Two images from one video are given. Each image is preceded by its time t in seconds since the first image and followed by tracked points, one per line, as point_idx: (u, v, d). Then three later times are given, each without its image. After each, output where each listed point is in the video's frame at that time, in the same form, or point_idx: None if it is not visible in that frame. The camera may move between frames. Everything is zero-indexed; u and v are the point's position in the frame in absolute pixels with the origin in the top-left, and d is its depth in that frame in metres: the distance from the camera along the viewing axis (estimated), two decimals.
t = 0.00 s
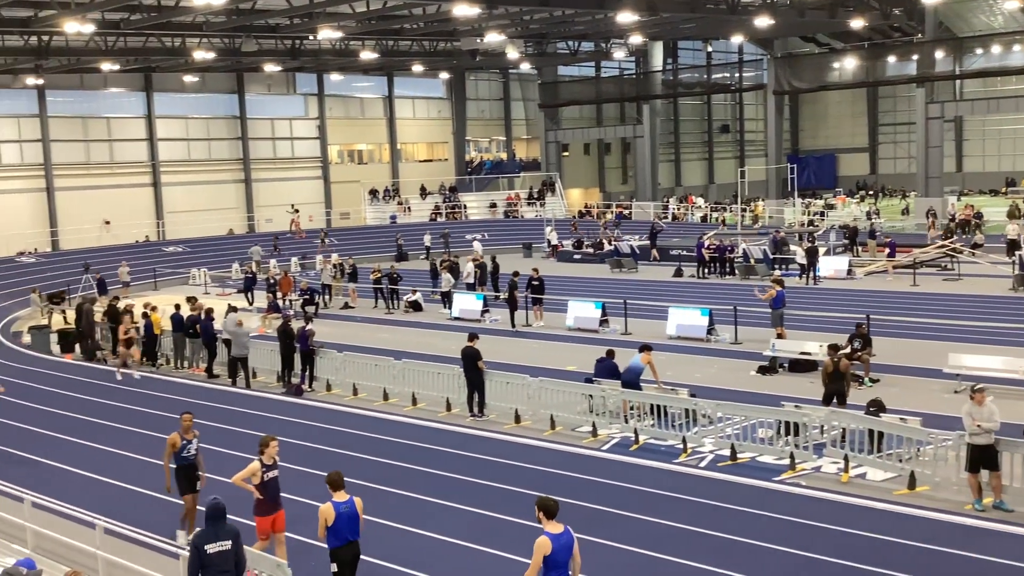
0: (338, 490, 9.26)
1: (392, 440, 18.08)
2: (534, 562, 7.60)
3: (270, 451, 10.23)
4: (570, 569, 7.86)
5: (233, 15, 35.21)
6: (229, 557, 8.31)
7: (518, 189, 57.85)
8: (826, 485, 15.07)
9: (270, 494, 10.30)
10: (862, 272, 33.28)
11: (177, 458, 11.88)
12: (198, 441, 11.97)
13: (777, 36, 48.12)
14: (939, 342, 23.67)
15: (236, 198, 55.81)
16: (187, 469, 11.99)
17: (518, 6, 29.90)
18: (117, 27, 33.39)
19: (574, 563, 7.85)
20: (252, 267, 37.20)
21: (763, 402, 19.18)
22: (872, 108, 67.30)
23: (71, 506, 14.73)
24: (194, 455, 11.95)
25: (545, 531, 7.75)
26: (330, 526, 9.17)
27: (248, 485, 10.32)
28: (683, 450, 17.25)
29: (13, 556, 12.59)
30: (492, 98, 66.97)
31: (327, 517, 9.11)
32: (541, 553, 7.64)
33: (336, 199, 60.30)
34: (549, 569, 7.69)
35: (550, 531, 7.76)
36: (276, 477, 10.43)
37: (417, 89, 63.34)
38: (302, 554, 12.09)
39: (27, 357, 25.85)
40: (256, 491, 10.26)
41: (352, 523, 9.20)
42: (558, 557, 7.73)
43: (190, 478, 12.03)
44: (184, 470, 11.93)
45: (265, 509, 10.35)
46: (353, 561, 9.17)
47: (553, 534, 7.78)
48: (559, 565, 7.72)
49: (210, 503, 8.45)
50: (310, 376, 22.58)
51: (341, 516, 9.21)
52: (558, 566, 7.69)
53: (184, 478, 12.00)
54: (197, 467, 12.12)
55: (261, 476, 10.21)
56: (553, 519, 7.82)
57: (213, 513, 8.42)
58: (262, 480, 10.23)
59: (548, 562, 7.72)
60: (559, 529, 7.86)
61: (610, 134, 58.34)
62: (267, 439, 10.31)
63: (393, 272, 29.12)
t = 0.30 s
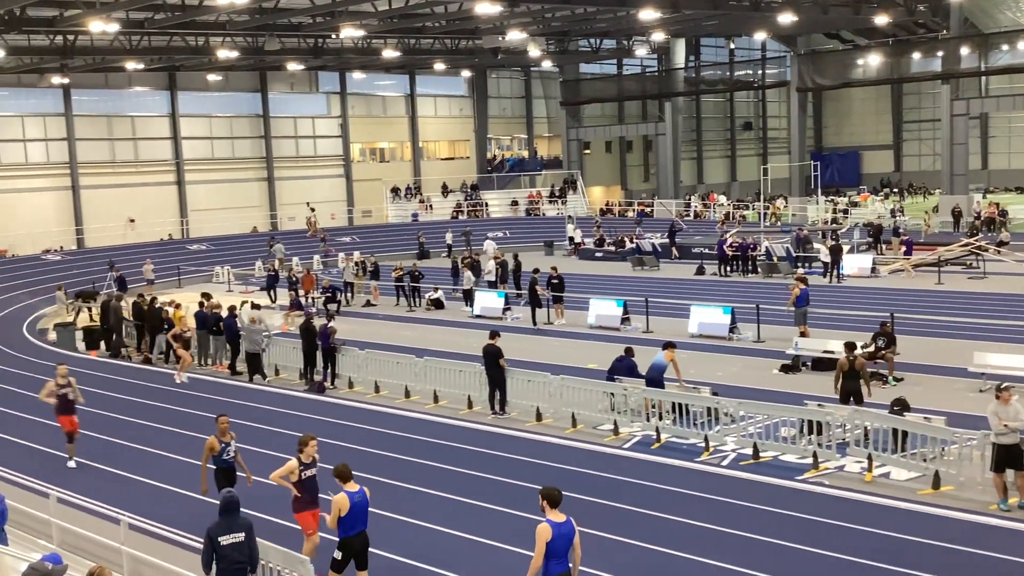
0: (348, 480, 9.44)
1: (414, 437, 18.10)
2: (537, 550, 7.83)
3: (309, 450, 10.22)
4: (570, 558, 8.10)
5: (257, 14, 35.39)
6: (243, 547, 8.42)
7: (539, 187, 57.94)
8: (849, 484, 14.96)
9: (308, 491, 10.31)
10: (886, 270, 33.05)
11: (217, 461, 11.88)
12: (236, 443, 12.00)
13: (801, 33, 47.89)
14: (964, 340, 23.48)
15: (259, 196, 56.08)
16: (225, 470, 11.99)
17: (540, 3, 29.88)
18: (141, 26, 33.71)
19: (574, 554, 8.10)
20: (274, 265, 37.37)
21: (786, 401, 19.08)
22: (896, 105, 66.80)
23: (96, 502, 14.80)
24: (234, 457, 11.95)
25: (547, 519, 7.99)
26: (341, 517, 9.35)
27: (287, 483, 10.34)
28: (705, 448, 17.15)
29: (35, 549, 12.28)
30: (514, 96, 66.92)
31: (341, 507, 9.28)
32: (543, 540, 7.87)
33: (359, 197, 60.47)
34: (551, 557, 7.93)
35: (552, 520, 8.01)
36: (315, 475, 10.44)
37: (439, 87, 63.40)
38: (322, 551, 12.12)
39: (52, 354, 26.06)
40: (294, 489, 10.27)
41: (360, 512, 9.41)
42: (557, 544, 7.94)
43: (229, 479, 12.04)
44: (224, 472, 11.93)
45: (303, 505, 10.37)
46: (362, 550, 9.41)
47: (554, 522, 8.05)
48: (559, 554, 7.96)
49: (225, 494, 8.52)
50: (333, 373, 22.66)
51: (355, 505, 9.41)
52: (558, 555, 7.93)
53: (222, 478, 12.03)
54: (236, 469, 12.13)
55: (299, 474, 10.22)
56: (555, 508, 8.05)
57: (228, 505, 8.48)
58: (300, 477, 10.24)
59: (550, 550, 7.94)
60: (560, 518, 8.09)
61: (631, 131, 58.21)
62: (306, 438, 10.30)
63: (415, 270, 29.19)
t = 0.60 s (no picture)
0: (346, 476, 9.43)
1: (433, 435, 18.11)
2: (539, 545, 8.17)
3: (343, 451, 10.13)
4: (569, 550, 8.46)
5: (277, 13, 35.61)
6: (259, 541, 8.64)
7: (559, 184, 58.14)
8: (870, 483, 14.86)
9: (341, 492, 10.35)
10: (908, 268, 32.87)
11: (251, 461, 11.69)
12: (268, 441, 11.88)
13: (822, 30, 47.61)
14: (988, 339, 23.29)
15: (279, 194, 56.33)
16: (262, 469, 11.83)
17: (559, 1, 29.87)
18: (162, 25, 33.94)
19: (573, 546, 8.46)
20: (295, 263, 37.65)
21: (807, 400, 18.98)
22: (918, 101, 66.38)
23: (118, 498, 14.92)
24: (267, 456, 11.84)
25: (547, 515, 8.28)
26: (341, 512, 9.35)
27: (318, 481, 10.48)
28: (724, 447, 17.07)
29: (58, 544, 12.36)
30: (533, 94, 66.84)
31: (340, 503, 9.28)
32: (546, 535, 8.19)
33: (378, 195, 60.58)
34: (553, 551, 8.28)
35: (552, 516, 8.32)
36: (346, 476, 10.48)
37: (458, 84, 63.44)
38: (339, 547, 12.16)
39: (74, 351, 26.26)
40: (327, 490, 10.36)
41: (360, 507, 9.41)
42: (558, 539, 8.29)
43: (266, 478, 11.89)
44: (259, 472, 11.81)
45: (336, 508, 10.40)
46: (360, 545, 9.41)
47: (553, 518, 8.33)
48: (560, 547, 8.32)
49: (242, 487, 8.66)
50: (352, 370, 22.76)
51: (355, 500, 9.42)
52: (561, 549, 8.27)
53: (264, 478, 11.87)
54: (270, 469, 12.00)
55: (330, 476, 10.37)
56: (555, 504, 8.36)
57: (243, 499, 8.64)
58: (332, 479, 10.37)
59: (551, 545, 8.28)
60: (559, 513, 8.40)
61: (651, 129, 58.09)
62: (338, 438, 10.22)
63: (434, 268, 29.20)
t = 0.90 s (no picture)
0: (339, 469, 9.92)
1: (450, 433, 18.13)
2: (530, 540, 8.25)
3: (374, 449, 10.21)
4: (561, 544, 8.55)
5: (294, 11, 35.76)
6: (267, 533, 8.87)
7: (576, 182, 58.31)
8: (889, 482, 14.77)
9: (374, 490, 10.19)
10: (929, 265, 32.67)
11: (288, 463, 11.69)
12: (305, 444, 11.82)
13: (841, 26, 47.36)
14: (1009, 337, 23.12)
15: (298, 192, 56.55)
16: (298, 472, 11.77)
17: None
18: (182, 24, 34.21)
19: (564, 539, 8.56)
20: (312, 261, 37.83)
21: (826, 398, 18.91)
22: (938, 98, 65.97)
23: (140, 494, 15.02)
24: (302, 459, 11.78)
25: (536, 509, 8.39)
26: (332, 503, 9.80)
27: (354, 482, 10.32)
28: (742, 445, 17.02)
29: (79, 540, 12.39)
30: (551, 91, 66.81)
31: (330, 495, 9.77)
32: (535, 531, 8.27)
33: (396, 193, 60.66)
34: (544, 544, 8.36)
35: (542, 510, 8.40)
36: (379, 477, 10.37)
37: (475, 82, 63.49)
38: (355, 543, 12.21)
39: (95, 348, 26.49)
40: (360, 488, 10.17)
41: (353, 500, 9.82)
42: (548, 533, 8.39)
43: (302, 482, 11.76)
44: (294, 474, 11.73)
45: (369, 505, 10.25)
46: (355, 535, 9.77)
47: (544, 513, 8.43)
48: (551, 540, 8.41)
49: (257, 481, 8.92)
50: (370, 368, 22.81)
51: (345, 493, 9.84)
52: (551, 543, 8.35)
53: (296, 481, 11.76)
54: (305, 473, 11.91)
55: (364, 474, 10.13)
56: (545, 499, 8.44)
57: (257, 492, 8.92)
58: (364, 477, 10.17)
59: (542, 539, 8.38)
60: (549, 508, 8.49)
61: (668, 126, 57.94)
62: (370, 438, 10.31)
63: (452, 265, 29.26)
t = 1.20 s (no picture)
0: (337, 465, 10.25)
1: (466, 430, 18.12)
2: (523, 533, 8.68)
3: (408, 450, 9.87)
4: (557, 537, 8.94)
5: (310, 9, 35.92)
6: (269, 525, 9.48)
7: (592, 180, 58.20)
8: (907, 481, 14.67)
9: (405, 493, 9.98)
10: (946, 263, 32.51)
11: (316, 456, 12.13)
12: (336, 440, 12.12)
13: (858, 23, 47.16)
14: None
15: (314, 190, 56.77)
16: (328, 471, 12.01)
17: None
18: (198, 23, 34.41)
19: (559, 532, 8.94)
20: (328, 260, 38.00)
21: (842, 396, 18.81)
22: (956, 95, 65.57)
23: (156, 490, 15.12)
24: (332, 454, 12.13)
25: (531, 503, 8.80)
26: (331, 498, 10.20)
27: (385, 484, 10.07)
28: (758, 443, 16.93)
29: (97, 537, 12.45)
30: (566, 89, 66.75)
31: (329, 491, 10.12)
32: (529, 524, 8.70)
33: (412, 191, 60.72)
34: (537, 537, 8.77)
35: (536, 504, 8.83)
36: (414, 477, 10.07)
37: (491, 80, 63.51)
38: (370, 540, 12.24)
39: (112, 345, 26.66)
40: (392, 491, 9.96)
41: (349, 494, 10.18)
42: (543, 525, 8.79)
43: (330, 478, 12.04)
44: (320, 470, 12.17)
45: (401, 509, 10.03)
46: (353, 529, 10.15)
47: (538, 506, 8.84)
48: (545, 534, 8.81)
49: (269, 474, 9.50)
50: (385, 365, 22.84)
51: (341, 487, 10.23)
52: (545, 536, 8.77)
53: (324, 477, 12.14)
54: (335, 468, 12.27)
55: (398, 475, 9.90)
56: (539, 492, 8.87)
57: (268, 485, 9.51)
58: (399, 479, 9.92)
59: (536, 532, 8.79)
60: (544, 501, 8.91)
61: (684, 123, 57.82)
62: (407, 438, 9.94)
63: (467, 263, 29.28)
